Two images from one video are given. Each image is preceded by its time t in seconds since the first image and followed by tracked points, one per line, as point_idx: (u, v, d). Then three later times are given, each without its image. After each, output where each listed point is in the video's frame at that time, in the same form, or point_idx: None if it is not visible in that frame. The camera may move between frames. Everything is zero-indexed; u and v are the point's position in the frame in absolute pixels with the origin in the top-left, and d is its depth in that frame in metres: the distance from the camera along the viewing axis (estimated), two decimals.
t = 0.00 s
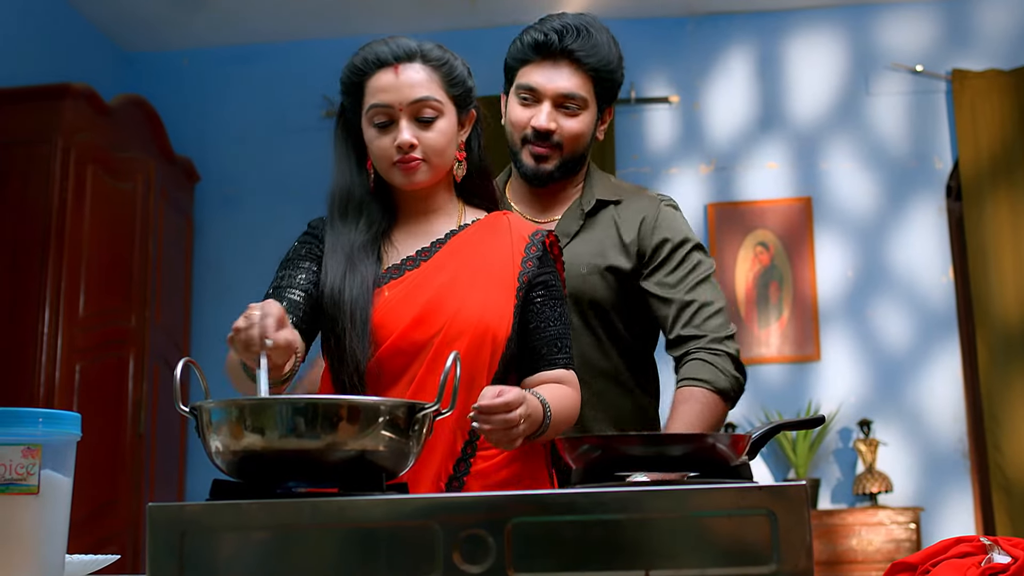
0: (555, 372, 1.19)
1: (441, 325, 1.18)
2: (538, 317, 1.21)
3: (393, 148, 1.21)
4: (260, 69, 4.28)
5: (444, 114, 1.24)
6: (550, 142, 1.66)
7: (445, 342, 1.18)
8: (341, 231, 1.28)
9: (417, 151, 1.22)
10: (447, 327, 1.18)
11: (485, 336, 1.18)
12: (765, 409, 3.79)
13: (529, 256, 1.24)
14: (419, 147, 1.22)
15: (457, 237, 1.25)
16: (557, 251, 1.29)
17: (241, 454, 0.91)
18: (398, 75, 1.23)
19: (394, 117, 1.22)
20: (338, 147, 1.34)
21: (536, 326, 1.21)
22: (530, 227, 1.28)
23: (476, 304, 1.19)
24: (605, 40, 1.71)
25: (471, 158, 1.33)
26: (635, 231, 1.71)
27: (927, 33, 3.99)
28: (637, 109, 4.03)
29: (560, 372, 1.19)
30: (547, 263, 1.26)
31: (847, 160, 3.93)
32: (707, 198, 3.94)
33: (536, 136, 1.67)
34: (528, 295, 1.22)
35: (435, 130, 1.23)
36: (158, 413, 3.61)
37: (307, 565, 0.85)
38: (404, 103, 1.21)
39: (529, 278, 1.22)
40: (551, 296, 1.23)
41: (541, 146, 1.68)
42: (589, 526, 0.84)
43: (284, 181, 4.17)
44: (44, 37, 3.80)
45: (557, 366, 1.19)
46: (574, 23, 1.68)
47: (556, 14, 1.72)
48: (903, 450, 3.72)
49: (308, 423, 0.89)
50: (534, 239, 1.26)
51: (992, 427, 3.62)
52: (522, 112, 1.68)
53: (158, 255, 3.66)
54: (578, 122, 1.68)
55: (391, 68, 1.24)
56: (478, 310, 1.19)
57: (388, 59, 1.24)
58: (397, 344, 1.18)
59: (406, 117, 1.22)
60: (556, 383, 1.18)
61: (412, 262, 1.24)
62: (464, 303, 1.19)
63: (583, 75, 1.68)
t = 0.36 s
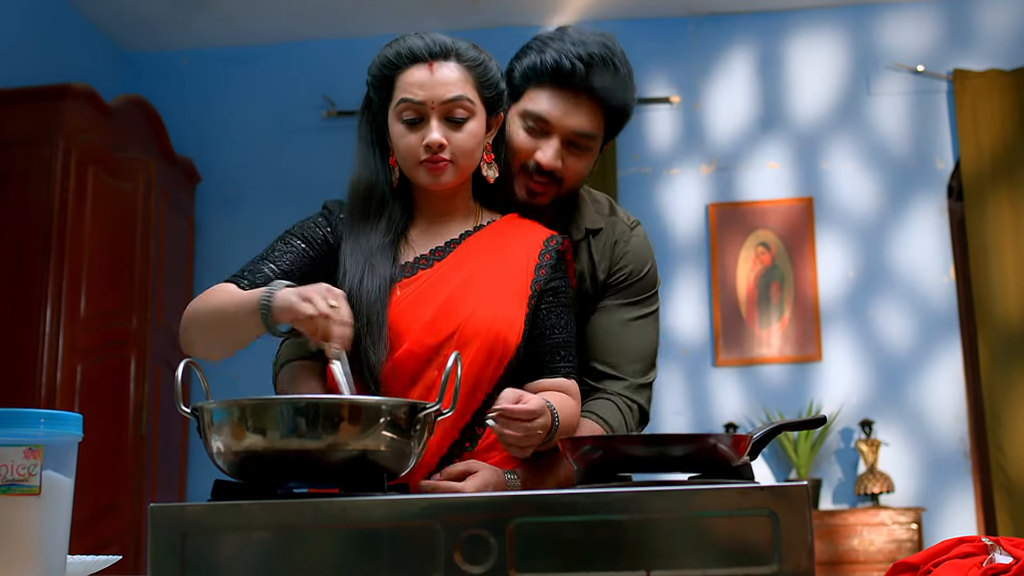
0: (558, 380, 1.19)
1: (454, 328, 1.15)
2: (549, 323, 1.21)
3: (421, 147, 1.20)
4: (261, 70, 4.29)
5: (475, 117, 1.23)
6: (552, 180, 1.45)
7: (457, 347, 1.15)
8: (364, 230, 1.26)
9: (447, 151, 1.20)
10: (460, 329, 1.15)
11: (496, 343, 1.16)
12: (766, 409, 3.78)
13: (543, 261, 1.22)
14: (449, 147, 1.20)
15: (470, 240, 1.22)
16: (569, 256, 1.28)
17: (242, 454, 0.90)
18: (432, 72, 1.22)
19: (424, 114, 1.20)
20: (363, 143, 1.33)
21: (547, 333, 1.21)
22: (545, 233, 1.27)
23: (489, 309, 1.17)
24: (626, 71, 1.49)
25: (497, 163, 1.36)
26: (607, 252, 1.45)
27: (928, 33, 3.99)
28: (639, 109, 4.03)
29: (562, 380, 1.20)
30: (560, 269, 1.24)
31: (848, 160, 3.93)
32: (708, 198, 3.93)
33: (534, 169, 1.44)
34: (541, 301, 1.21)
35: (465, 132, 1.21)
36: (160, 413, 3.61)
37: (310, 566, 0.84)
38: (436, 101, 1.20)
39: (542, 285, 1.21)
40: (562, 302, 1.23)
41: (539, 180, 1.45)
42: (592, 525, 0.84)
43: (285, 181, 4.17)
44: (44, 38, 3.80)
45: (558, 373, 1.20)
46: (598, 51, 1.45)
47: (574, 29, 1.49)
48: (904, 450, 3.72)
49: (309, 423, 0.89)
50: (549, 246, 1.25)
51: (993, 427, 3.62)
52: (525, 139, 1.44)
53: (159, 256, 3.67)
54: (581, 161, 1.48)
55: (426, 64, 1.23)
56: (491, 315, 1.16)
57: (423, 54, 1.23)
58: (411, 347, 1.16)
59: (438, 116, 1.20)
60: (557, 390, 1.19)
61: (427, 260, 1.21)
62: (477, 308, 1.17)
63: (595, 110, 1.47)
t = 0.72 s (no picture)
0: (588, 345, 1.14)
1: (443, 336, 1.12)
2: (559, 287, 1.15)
3: (493, 164, 1.07)
4: (263, 70, 4.29)
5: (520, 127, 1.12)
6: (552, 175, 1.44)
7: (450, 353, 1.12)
8: (361, 247, 1.10)
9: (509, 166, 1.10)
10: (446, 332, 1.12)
11: (481, 342, 1.13)
12: (769, 409, 3.78)
13: (527, 241, 1.16)
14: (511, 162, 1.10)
15: (455, 232, 1.15)
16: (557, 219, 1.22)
17: (245, 455, 0.90)
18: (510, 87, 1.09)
19: (498, 129, 1.07)
20: (374, 141, 1.06)
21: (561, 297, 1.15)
22: (525, 206, 1.20)
23: (473, 309, 1.12)
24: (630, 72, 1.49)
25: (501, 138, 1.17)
26: (609, 259, 1.50)
27: (931, 34, 3.99)
28: (641, 110, 4.03)
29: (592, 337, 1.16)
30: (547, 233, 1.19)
31: (852, 160, 3.92)
32: (711, 199, 3.93)
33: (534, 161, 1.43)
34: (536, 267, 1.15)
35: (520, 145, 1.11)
36: (163, 413, 3.62)
37: (312, 567, 0.84)
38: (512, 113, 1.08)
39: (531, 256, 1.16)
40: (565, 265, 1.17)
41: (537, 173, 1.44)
42: (595, 525, 0.84)
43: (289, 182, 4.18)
44: (47, 38, 3.80)
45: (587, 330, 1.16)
46: (604, 47, 1.45)
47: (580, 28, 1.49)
48: (907, 451, 3.72)
49: (312, 424, 0.88)
50: (532, 219, 1.18)
51: (996, 427, 3.61)
52: (527, 133, 1.43)
53: (162, 256, 3.67)
54: (583, 158, 1.46)
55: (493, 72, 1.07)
56: (475, 315, 1.12)
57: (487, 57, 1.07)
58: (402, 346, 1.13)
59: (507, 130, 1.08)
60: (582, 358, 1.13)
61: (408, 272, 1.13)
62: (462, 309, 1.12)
63: (601, 108, 1.46)
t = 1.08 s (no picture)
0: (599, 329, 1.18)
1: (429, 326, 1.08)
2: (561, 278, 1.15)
3: (491, 160, 1.09)
4: (265, 71, 4.29)
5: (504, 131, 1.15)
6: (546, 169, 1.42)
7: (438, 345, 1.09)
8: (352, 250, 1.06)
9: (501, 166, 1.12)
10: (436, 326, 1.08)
11: (470, 336, 1.10)
12: (771, 409, 3.78)
13: (518, 237, 1.15)
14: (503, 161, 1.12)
15: (446, 227, 1.13)
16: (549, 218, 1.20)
17: (247, 456, 0.90)
18: (499, 88, 1.11)
19: (493, 126, 1.09)
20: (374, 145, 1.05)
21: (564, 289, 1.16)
22: (517, 203, 1.18)
23: (462, 304, 1.09)
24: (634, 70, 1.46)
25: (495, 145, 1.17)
26: (618, 257, 1.49)
27: (934, 34, 3.99)
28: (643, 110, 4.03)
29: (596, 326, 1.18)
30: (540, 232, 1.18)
31: (854, 161, 3.92)
32: (713, 200, 3.93)
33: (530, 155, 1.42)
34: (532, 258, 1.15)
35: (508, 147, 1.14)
36: (164, 414, 3.62)
37: (315, 567, 0.84)
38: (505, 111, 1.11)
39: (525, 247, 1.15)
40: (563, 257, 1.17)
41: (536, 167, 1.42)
42: (597, 526, 0.84)
43: (290, 183, 4.18)
44: (49, 40, 3.80)
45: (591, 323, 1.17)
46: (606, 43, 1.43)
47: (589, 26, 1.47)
48: (909, 451, 3.71)
49: (314, 424, 0.88)
50: (523, 216, 1.17)
51: (998, 427, 3.61)
52: (525, 124, 1.42)
53: (164, 257, 3.67)
54: (581, 154, 1.43)
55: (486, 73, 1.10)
56: (464, 308, 1.09)
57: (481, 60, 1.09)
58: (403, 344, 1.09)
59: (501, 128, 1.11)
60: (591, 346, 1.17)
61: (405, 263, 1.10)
62: (450, 302, 1.09)
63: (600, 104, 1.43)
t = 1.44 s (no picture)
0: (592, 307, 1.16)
1: (429, 308, 1.14)
2: (549, 260, 1.17)
3: (469, 149, 1.21)
4: (268, 72, 4.30)
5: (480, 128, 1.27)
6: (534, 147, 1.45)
7: (441, 327, 1.14)
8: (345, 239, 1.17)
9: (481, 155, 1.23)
10: (433, 314, 1.14)
11: (472, 317, 1.14)
12: (774, 410, 3.78)
13: (507, 218, 1.20)
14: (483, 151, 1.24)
15: (433, 223, 1.21)
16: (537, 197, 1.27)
17: (250, 456, 0.90)
18: (467, 84, 1.24)
19: (468, 118, 1.22)
20: (354, 147, 1.19)
21: (554, 271, 1.17)
22: (503, 188, 1.26)
23: (460, 286, 1.14)
24: (639, 68, 1.45)
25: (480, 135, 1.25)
26: (627, 235, 1.47)
27: (937, 34, 3.98)
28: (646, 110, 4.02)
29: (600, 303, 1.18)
30: (530, 209, 1.23)
31: (857, 161, 3.92)
32: (716, 200, 3.93)
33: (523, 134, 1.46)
34: (523, 244, 1.18)
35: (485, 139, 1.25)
36: (167, 415, 3.62)
37: (318, 568, 0.84)
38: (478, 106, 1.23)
39: (514, 240, 1.19)
40: (551, 237, 1.19)
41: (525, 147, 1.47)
42: (600, 526, 0.84)
43: (293, 184, 4.19)
44: (53, 41, 3.81)
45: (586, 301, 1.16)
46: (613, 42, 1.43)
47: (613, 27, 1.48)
48: (913, 452, 3.71)
49: (317, 425, 0.88)
50: (510, 198, 1.23)
51: (1002, 428, 3.60)
52: (529, 106, 1.48)
53: (167, 258, 3.68)
54: (567, 138, 1.43)
55: (457, 73, 1.24)
56: (462, 290, 1.14)
57: (452, 62, 1.23)
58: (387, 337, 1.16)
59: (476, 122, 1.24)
60: (592, 322, 1.17)
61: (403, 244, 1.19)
62: (445, 287, 1.14)
63: (596, 92, 1.43)
